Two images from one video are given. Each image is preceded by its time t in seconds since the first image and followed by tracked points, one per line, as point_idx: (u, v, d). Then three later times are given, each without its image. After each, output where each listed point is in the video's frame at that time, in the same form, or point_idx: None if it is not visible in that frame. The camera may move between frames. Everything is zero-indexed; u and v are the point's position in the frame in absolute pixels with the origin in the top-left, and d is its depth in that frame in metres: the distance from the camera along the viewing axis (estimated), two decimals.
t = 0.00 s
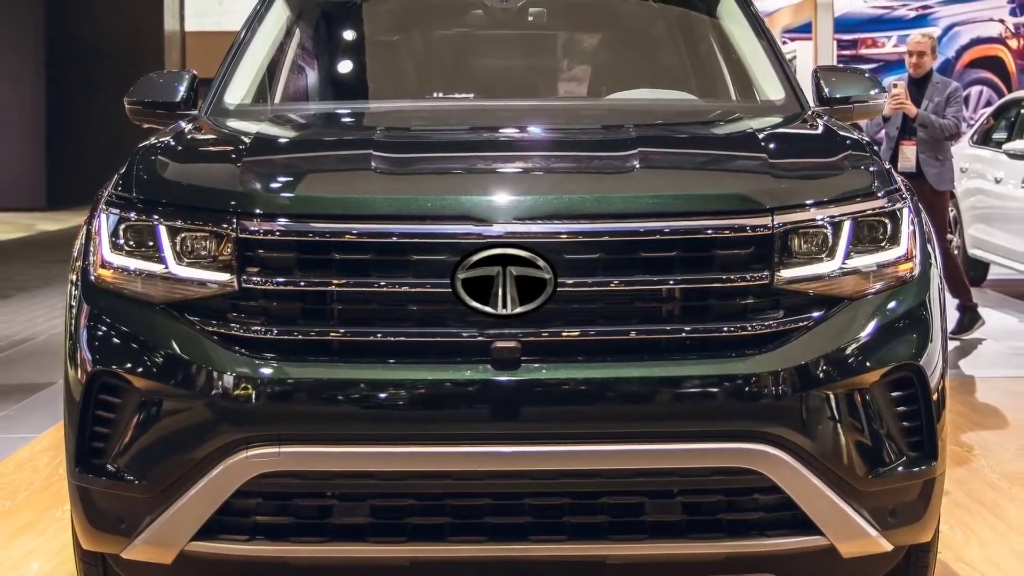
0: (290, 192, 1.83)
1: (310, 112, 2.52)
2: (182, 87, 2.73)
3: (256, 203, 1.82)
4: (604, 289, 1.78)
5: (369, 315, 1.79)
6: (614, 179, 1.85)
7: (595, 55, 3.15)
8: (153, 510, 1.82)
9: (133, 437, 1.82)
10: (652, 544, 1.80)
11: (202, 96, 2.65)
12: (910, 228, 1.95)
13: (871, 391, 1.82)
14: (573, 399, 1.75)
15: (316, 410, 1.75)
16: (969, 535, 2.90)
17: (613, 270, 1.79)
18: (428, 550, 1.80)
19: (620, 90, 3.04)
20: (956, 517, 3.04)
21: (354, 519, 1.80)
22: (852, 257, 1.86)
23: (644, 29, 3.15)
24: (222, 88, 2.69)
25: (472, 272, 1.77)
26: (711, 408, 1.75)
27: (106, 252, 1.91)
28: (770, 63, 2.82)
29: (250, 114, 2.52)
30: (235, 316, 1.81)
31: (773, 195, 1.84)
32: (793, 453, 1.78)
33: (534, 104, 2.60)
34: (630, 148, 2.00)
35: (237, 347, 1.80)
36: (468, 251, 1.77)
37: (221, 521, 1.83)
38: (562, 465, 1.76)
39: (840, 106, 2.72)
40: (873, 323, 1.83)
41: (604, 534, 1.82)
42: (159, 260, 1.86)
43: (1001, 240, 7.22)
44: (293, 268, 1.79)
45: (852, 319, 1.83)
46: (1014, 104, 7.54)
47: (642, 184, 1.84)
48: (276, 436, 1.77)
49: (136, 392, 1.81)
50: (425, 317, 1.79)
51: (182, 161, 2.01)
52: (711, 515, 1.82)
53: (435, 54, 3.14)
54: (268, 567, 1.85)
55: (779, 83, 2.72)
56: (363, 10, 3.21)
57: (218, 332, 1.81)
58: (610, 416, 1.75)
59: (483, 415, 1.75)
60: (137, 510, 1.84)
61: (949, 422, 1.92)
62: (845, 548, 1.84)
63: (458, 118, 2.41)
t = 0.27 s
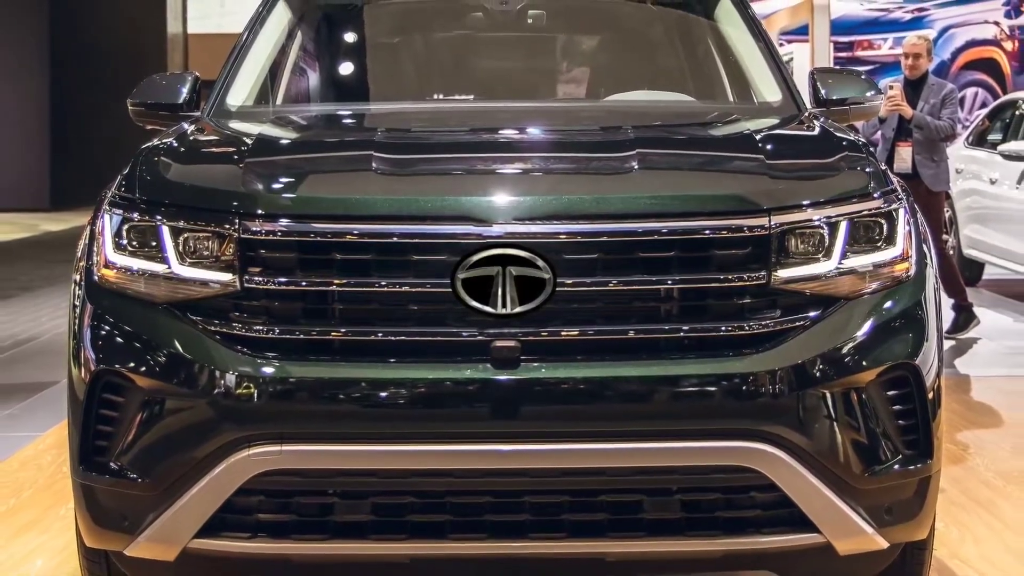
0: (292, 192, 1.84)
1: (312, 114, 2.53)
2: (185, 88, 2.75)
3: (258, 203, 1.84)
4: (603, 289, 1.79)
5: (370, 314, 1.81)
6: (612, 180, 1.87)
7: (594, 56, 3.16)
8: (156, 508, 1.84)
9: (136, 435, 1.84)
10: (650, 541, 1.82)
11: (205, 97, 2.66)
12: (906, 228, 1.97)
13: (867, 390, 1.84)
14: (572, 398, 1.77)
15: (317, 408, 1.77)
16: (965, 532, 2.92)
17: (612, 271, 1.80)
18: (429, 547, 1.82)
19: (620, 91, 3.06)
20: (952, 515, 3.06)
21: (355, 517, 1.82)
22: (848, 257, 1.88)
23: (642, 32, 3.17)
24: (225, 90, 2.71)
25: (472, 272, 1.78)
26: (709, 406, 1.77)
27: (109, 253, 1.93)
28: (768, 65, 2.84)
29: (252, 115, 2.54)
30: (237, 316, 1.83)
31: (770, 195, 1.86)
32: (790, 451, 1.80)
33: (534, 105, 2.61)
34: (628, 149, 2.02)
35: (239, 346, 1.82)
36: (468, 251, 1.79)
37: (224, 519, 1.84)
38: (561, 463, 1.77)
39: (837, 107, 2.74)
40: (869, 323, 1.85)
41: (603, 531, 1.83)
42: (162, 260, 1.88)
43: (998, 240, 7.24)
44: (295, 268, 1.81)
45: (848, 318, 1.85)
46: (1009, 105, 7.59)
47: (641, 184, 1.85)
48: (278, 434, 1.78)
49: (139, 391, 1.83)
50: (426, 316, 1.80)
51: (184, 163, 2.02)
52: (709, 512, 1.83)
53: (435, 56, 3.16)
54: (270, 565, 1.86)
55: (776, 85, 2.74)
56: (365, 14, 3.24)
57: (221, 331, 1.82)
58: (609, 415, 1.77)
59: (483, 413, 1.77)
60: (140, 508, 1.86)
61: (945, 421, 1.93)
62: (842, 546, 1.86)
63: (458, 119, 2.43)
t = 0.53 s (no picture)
0: (293, 193, 1.86)
1: (313, 115, 2.55)
2: (187, 90, 2.77)
3: (259, 204, 1.86)
4: (601, 289, 1.81)
5: (371, 314, 1.83)
6: (611, 181, 1.89)
7: (592, 58, 3.18)
8: (159, 506, 1.86)
9: (139, 434, 1.85)
10: (648, 539, 1.84)
11: (207, 98, 2.68)
12: (902, 229, 1.99)
13: (863, 389, 1.86)
14: (571, 397, 1.79)
15: (319, 407, 1.79)
16: (960, 530, 2.94)
17: (611, 271, 1.82)
18: (429, 545, 1.83)
19: (618, 93, 3.08)
20: (948, 513, 3.07)
21: (356, 515, 1.83)
22: (845, 257, 1.90)
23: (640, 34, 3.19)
24: (227, 92, 2.72)
25: (472, 272, 1.80)
26: (706, 405, 1.79)
27: (113, 253, 1.94)
28: (765, 67, 2.85)
29: (254, 117, 2.55)
30: (239, 315, 1.85)
31: (767, 196, 1.87)
32: (787, 449, 1.82)
33: (533, 107, 2.63)
34: (627, 150, 2.04)
35: (241, 345, 1.83)
36: (468, 251, 1.80)
37: (226, 516, 1.86)
38: (560, 461, 1.79)
39: (833, 109, 2.75)
40: (865, 322, 1.87)
41: (601, 529, 1.85)
42: (164, 260, 1.89)
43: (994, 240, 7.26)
44: (297, 268, 1.83)
45: (844, 318, 1.86)
46: (1006, 107, 7.63)
47: (639, 185, 1.87)
48: (280, 432, 1.80)
49: (143, 390, 1.85)
50: (426, 316, 1.82)
51: (187, 164, 2.04)
52: (706, 510, 1.85)
53: (435, 57, 3.18)
54: (272, 562, 1.88)
55: (773, 87, 2.75)
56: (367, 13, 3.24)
57: (223, 331, 1.84)
58: (607, 413, 1.79)
59: (483, 412, 1.78)
60: (143, 506, 1.87)
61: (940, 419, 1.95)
62: (838, 543, 1.87)
63: (457, 121, 2.44)
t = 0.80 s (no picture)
0: (295, 194, 1.88)
1: (315, 117, 2.57)
2: (190, 92, 2.79)
3: (261, 204, 1.87)
4: (600, 289, 1.83)
5: (372, 313, 1.84)
6: (610, 182, 1.91)
7: (591, 60, 3.20)
8: (162, 503, 1.88)
9: (142, 432, 1.87)
10: (646, 536, 1.86)
11: (209, 100, 2.70)
12: (898, 229, 2.00)
13: (859, 388, 1.87)
14: (570, 396, 1.80)
15: (320, 406, 1.80)
16: (956, 528, 2.95)
17: (609, 271, 1.84)
18: (429, 542, 1.85)
19: (616, 95, 3.10)
20: (944, 511, 3.09)
21: (357, 513, 1.85)
22: (841, 257, 1.91)
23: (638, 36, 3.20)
24: (229, 93, 2.74)
25: (471, 272, 1.82)
26: (704, 404, 1.81)
27: (116, 253, 1.96)
28: (762, 69, 2.87)
29: (256, 118, 2.57)
30: (241, 315, 1.87)
31: (764, 197, 1.89)
32: (784, 447, 1.83)
33: (533, 108, 2.64)
34: (626, 151, 2.06)
35: (243, 344, 1.85)
36: (468, 252, 1.82)
37: (229, 514, 1.88)
38: (560, 459, 1.81)
39: (830, 110, 2.77)
40: (862, 322, 1.89)
41: (600, 526, 1.87)
42: (167, 260, 1.91)
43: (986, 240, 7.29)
44: (298, 268, 1.84)
45: (841, 317, 1.88)
46: (998, 109, 7.65)
47: (637, 186, 1.89)
48: (282, 431, 1.82)
49: (146, 389, 1.86)
50: (426, 315, 1.84)
51: (189, 165, 2.06)
52: (704, 508, 1.87)
53: (435, 59, 3.19)
54: (274, 559, 1.90)
55: (770, 88, 2.77)
56: (367, 17, 3.26)
57: (225, 330, 1.86)
58: (606, 412, 1.80)
59: (483, 411, 1.80)
60: (146, 503, 1.89)
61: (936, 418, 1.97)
62: (835, 540, 1.89)
63: (457, 122, 2.46)
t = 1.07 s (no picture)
0: (296, 195, 1.90)
1: (316, 118, 2.59)
2: (192, 94, 2.81)
3: (263, 205, 1.89)
4: (599, 288, 1.84)
5: (373, 313, 1.86)
6: (609, 183, 1.92)
7: (591, 62, 3.21)
8: (165, 501, 1.89)
9: (145, 431, 1.89)
10: (645, 534, 1.87)
11: (211, 102, 2.72)
12: (894, 229, 2.02)
13: (856, 387, 1.89)
14: (569, 395, 1.82)
15: (322, 404, 1.82)
16: (952, 526, 2.97)
17: (608, 271, 1.85)
18: (429, 540, 1.87)
19: (615, 96, 3.11)
20: (940, 509, 3.10)
21: (358, 510, 1.87)
22: (838, 258, 1.93)
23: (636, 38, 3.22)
24: (231, 96, 2.76)
25: (471, 272, 1.84)
26: (702, 403, 1.82)
27: (119, 253, 1.98)
28: (760, 70, 2.89)
29: (258, 120, 2.59)
30: (243, 314, 1.88)
31: (761, 198, 1.91)
32: (781, 446, 1.85)
33: (532, 110, 2.66)
34: (625, 152, 2.07)
35: (245, 344, 1.87)
36: (468, 252, 1.84)
37: (230, 512, 1.89)
38: (559, 458, 1.82)
39: (827, 111, 2.79)
40: (858, 321, 1.90)
41: (599, 524, 1.88)
42: (170, 260, 1.93)
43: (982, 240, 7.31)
44: (300, 268, 1.86)
45: (837, 317, 1.90)
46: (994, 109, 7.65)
47: (636, 187, 1.91)
48: (283, 430, 1.83)
49: (149, 388, 1.88)
50: (426, 315, 1.86)
51: (192, 166, 2.08)
52: (703, 506, 1.88)
53: (436, 62, 3.21)
54: (276, 557, 1.92)
55: (768, 90, 2.79)
56: (368, 19, 3.27)
57: (227, 330, 1.88)
58: (605, 411, 1.82)
59: (483, 409, 1.82)
60: (149, 501, 1.91)
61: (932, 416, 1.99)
62: (832, 538, 1.91)
63: (458, 123, 2.48)
